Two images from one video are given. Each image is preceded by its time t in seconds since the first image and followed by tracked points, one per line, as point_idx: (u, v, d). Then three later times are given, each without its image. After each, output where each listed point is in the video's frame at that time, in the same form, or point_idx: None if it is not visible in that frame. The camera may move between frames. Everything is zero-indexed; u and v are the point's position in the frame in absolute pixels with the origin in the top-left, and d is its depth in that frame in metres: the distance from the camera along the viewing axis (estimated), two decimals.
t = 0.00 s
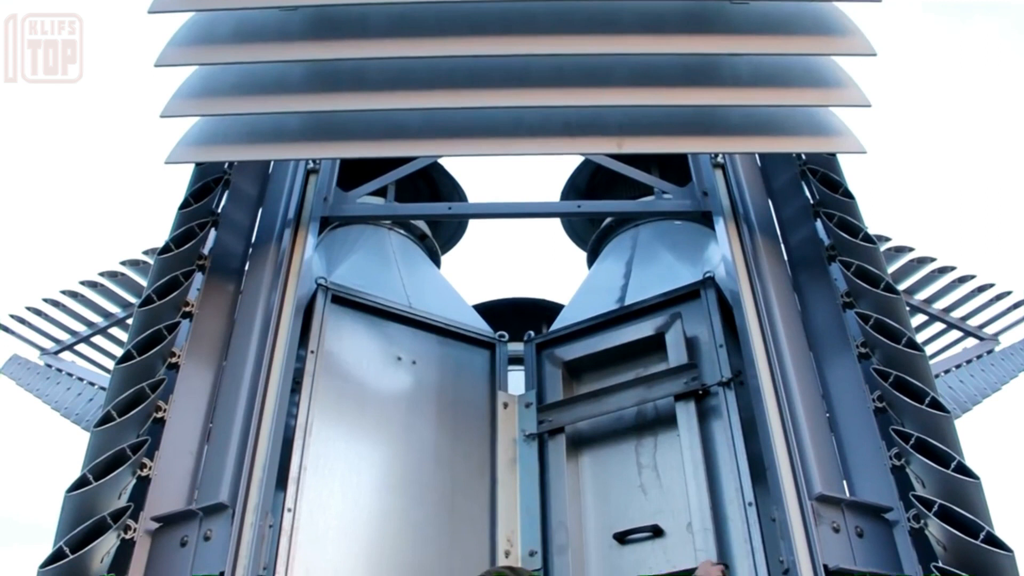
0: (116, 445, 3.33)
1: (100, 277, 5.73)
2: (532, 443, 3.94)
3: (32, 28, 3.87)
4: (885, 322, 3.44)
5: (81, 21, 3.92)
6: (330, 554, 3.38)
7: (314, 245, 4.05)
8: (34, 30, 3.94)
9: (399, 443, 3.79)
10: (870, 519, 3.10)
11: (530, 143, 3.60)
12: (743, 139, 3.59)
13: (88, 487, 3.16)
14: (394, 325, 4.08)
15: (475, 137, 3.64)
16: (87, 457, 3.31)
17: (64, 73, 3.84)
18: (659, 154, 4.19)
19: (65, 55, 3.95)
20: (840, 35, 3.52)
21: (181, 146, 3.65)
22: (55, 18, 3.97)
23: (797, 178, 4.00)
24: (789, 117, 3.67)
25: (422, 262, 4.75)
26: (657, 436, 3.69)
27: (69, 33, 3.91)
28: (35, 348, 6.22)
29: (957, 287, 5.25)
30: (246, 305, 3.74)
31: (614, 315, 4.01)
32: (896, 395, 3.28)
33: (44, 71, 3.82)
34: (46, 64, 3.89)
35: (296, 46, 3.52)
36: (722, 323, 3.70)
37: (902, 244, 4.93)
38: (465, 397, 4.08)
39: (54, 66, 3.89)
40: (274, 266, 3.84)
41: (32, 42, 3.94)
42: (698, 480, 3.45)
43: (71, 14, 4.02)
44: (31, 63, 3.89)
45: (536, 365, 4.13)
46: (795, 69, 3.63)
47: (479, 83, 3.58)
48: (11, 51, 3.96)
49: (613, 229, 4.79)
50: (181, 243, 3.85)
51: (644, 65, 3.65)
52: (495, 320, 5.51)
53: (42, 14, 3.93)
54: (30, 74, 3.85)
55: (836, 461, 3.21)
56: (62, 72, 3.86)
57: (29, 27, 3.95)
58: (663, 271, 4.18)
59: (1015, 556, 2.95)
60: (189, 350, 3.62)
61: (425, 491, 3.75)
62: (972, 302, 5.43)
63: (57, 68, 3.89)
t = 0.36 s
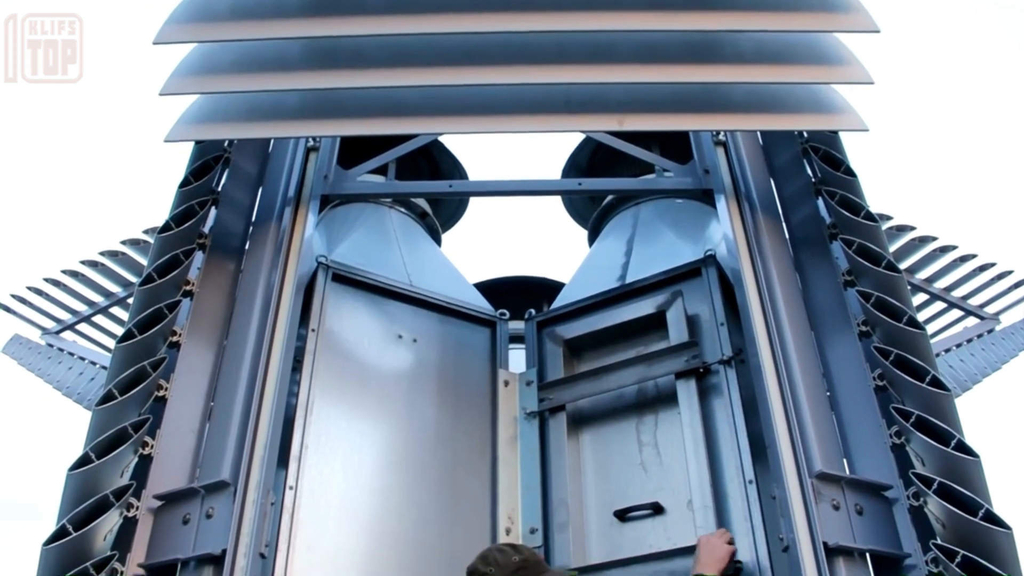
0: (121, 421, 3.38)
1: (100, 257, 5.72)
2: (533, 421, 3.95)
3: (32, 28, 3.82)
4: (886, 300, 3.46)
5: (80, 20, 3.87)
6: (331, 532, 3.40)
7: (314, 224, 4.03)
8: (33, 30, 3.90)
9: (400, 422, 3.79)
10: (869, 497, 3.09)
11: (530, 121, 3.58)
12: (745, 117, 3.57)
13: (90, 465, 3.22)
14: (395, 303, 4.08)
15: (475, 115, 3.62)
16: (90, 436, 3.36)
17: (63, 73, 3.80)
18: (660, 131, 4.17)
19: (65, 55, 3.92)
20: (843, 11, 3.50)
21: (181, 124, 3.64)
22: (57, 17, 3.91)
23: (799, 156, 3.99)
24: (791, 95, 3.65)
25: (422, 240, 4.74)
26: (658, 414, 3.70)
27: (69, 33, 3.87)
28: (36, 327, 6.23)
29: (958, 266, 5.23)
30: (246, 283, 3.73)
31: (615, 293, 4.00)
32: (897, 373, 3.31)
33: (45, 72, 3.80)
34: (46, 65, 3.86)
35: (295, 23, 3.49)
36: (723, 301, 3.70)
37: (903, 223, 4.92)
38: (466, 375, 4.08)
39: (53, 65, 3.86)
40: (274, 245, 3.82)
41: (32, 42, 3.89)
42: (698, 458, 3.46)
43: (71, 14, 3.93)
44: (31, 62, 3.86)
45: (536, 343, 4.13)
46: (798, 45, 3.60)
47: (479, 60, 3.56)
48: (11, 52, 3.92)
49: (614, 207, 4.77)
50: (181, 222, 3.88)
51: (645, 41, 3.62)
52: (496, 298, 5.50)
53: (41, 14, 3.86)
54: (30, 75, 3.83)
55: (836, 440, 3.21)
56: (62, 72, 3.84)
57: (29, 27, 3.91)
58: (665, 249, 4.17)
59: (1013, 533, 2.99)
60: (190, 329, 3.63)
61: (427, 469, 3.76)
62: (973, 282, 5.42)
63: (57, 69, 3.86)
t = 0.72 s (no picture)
0: (121, 401, 3.40)
1: (100, 237, 5.72)
2: (534, 400, 3.95)
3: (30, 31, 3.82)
4: (887, 280, 3.46)
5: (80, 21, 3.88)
6: (332, 511, 3.41)
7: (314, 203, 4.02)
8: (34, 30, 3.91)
9: (400, 401, 3.80)
10: (869, 476, 3.10)
11: (530, 98, 3.57)
12: (746, 95, 3.55)
13: (91, 445, 3.24)
14: (395, 283, 4.08)
15: (474, 93, 3.61)
16: (91, 415, 3.37)
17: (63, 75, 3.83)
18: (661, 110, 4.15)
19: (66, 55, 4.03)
20: None
21: (179, 103, 3.62)
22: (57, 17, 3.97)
23: (800, 134, 3.97)
24: (792, 73, 3.63)
25: (422, 219, 4.73)
26: (658, 393, 3.70)
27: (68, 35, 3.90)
28: (36, 308, 6.24)
29: (959, 246, 5.21)
30: (246, 262, 3.72)
31: (615, 272, 3.99)
32: (897, 352, 3.30)
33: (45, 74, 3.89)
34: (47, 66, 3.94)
35: None
36: (723, 281, 3.69)
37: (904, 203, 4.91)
38: (466, 355, 4.08)
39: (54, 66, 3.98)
40: (274, 224, 3.80)
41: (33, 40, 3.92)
42: (698, 438, 3.47)
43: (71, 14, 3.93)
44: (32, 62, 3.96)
45: (536, 322, 4.13)
46: (800, 23, 3.58)
47: (478, 37, 3.54)
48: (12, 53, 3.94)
49: (615, 186, 4.76)
50: (181, 201, 3.85)
51: (646, 19, 3.60)
52: (496, 278, 5.50)
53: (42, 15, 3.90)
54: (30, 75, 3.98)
55: (836, 419, 3.21)
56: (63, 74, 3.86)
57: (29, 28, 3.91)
58: (666, 228, 4.16)
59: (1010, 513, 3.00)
60: (190, 309, 3.63)
61: (427, 449, 3.77)
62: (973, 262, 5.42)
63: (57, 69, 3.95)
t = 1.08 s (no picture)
0: (121, 380, 3.39)
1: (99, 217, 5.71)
2: (534, 379, 3.96)
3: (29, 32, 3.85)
4: (888, 259, 3.45)
5: (78, 20, 3.91)
6: (333, 489, 3.43)
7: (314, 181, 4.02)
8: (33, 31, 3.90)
9: (400, 380, 3.80)
10: (868, 455, 3.10)
11: (531, 76, 3.55)
12: (747, 73, 3.54)
13: (94, 424, 3.22)
14: (395, 261, 4.07)
15: (475, 71, 3.59)
16: (93, 394, 3.37)
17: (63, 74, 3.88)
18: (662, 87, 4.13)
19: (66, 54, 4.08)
20: None
21: (178, 81, 3.60)
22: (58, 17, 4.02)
23: (802, 113, 3.95)
24: (794, 51, 3.61)
25: (422, 197, 4.71)
26: (658, 371, 3.71)
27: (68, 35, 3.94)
28: (37, 288, 6.24)
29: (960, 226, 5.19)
30: (246, 241, 3.72)
31: (616, 251, 3.99)
32: (897, 331, 3.31)
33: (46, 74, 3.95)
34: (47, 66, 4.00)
35: None
36: (723, 260, 3.69)
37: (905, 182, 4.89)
38: (466, 334, 4.08)
39: (54, 66, 4.04)
40: (273, 202, 3.79)
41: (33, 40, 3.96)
42: (699, 416, 3.47)
43: (71, 14, 3.96)
44: (32, 62, 4.01)
45: (536, 301, 4.12)
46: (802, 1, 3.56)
47: (478, 14, 3.52)
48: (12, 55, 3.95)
49: (615, 164, 4.75)
50: (180, 180, 3.86)
51: None
52: (496, 256, 5.49)
53: (44, 15, 3.94)
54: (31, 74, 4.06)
55: (836, 398, 3.21)
56: (62, 73, 3.85)
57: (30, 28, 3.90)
58: (666, 207, 4.15)
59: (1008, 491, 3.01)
60: (190, 288, 3.63)
61: (427, 428, 3.78)
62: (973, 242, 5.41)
63: (57, 69, 4.00)
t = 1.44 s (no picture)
0: (120, 361, 3.41)
1: (99, 197, 5.70)
2: (534, 358, 3.96)
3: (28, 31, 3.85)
4: (889, 239, 3.45)
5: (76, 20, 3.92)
6: (334, 469, 3.44)
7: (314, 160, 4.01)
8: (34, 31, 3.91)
9: (401, 360, 3.80)
10: (868, 434, 3.11)
11: (531, 54, 3.53)
12: (749, 51, 3.51)
13: (94, 403, 3.26)
14: (395, 241, 4.06)
15: (475, 49, 3.57)
16: (93, 373, 3.39)
17: (62, 71, 3.90)
18: (664, 65, 4.11)
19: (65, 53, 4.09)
20: None
21: (176, 60, 3.58)
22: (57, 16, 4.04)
23: (804, 91, 3.93)
24: (796, 29, 3.59)
25: (422, 176, 4.70)
26: (658, 350, 3.71)
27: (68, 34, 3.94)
28: (37, 269, 6.24)
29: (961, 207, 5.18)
30: (246, 220, 3.71)
31: (616, 230, 3.98)
32: (898, 310, 3.31)
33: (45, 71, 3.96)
34: (46, 64, 4.01)
35: None
36: (724, 238, 3.68)
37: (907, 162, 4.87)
38: (467, 313, 4.08)
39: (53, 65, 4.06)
40: (273, 181, 3.78)
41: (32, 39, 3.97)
42: (699, 396, 3.48)
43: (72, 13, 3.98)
44: (32, 61, 4.02)
45: (536, 280, 4.12)
46: None
47: None
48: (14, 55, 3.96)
49: (615, 143, 4.73)
50: (179, 159, 3.84)
51: None
52: (496, 235, 5.49)
53: (43, 14, 3.95)
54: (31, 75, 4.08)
55: (836, 377, 3.21)
56: (62, 72, 3.85)
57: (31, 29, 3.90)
58: (667, 186, 4.14)
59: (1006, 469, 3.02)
60: (189, 268, 3.62)
61: (428, 407, 3.78)
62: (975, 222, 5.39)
63: (57, 68, 4.01)
